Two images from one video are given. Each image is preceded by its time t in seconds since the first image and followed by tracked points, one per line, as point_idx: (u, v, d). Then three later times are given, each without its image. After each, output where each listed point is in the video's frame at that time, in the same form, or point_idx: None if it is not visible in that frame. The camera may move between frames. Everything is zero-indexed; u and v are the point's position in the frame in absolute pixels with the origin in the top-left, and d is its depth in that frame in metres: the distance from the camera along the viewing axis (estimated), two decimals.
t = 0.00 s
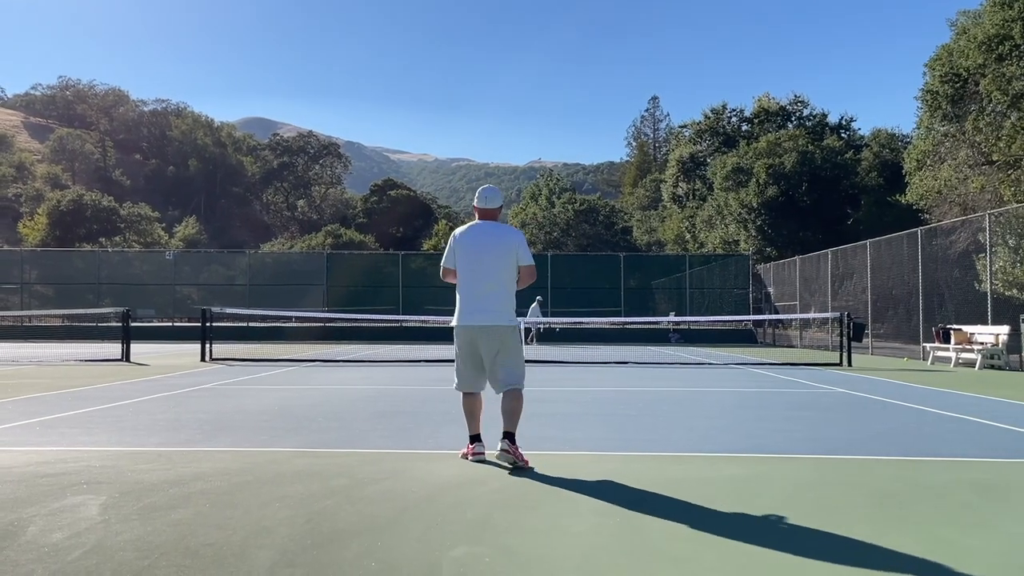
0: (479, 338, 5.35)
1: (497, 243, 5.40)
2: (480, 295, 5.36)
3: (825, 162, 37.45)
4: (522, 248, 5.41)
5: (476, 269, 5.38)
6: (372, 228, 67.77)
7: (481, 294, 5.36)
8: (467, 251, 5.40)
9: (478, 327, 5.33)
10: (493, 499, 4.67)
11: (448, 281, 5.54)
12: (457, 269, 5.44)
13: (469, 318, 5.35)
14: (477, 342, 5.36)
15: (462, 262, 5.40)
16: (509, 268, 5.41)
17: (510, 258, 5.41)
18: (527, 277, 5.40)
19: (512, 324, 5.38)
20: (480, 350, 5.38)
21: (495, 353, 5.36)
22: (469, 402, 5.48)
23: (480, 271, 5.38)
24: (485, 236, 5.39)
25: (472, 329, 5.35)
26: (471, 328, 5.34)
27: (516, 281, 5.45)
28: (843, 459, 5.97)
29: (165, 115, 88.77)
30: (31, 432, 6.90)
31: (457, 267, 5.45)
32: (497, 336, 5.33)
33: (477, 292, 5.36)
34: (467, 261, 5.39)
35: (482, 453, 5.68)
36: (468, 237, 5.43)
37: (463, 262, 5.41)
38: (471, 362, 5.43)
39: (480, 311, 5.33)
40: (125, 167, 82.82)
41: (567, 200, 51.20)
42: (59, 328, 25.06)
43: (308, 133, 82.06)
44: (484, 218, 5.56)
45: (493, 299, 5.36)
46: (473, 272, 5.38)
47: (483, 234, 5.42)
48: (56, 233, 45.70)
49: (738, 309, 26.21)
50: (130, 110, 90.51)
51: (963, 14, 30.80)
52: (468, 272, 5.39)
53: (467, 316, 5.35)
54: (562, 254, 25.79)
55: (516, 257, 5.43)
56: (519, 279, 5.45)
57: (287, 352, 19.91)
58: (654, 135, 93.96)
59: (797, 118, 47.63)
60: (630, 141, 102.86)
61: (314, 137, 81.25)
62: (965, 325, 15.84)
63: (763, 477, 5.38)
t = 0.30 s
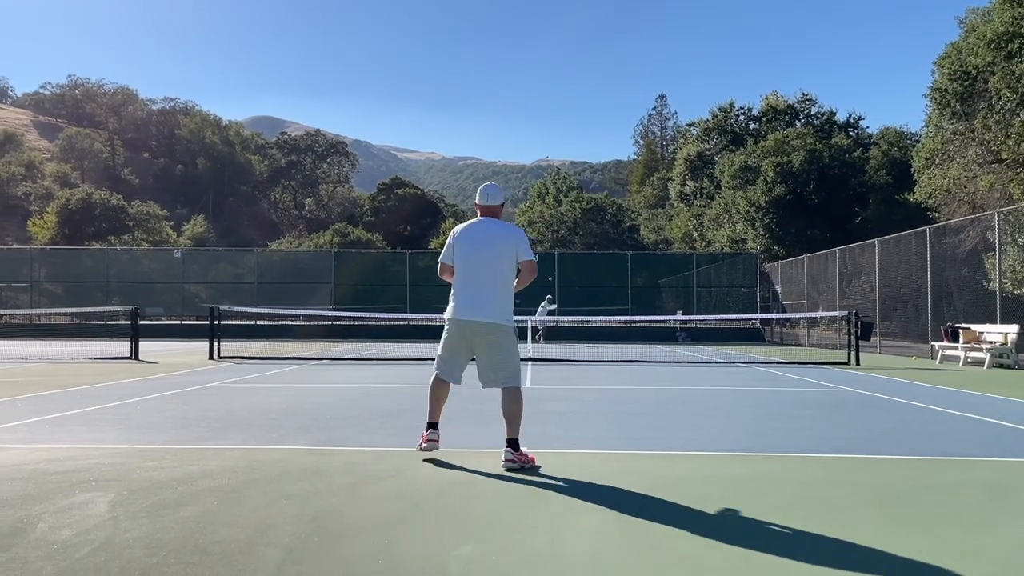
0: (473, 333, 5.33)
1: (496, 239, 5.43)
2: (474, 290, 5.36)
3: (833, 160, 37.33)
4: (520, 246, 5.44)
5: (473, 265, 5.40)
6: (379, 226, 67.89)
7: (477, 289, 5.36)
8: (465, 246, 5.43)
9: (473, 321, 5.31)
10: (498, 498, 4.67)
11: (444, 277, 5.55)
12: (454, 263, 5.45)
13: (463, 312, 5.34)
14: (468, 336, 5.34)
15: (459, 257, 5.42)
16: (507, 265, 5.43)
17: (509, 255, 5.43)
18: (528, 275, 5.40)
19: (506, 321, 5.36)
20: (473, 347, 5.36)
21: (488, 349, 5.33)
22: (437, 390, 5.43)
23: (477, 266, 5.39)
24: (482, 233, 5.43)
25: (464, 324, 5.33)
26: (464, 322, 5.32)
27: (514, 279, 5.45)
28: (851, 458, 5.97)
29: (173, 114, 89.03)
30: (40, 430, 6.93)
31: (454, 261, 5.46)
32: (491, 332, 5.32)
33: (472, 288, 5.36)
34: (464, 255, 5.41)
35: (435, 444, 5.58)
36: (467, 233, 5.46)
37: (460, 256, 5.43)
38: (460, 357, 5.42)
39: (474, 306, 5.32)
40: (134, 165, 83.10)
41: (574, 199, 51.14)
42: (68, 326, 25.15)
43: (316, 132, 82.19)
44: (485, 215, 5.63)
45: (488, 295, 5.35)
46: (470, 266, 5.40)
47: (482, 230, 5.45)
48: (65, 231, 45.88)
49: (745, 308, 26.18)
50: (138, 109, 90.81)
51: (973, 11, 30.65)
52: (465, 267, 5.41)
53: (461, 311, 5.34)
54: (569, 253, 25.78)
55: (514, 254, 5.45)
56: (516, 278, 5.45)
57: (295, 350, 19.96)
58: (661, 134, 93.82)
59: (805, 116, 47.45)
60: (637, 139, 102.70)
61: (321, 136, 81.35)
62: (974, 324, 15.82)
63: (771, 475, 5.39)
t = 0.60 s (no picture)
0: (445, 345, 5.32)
1: (457, 249, 5.37)
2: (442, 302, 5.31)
3: (844, 158, 37.15)
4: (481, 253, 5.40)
5: (437, 277, 5.34)
6: (389, 224, 68.00)
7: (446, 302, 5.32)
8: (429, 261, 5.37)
9: (444, 334, 5.29)
10: (507, 496, 4.66)
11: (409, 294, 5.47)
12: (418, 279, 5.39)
13: (433, 326, 5.30)
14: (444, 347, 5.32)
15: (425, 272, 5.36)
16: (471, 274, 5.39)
17: (472, 264, 5.39)
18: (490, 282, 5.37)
19: (477, 328, 5.36)
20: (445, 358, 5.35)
21: (462, 359, 5.34)
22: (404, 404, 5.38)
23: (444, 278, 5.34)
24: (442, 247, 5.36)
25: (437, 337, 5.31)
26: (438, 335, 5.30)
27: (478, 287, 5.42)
28: (862, 457, 5.95)
29: (185, 113, 89.37)
30: (53, 427, 6.96)
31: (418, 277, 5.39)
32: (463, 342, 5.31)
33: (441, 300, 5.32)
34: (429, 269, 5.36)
35: (407, 457, 5.50)
36: (426, 247, 5.40)
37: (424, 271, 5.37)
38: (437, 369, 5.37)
39: (446, 318, 5.30)
40: (145, 164, 83.44)
41: (584, 197, 51.07)
42: (80, 324, 25.27)
43: (326, 131, 82.32)
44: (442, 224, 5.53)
45: (455, 306, 5.32)
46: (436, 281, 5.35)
47: (442, 244, 5.39)
48: (77, 229, 46.11)
49: (756, 306, 26.13)
50: (149, 108, 91.19)
51: (985, 8, 30.40)
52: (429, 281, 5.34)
53: (431, 325, 5.30)
54: (578, 251, 25.76)
55: (476, 262, 5.41)
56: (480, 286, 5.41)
57: (305, 348, 20.00)
58: (672, 131, 93.56)
59: (817, 114, 47.16)
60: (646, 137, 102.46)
61: (331, 135, 81.43)
62: (986, 322, 15.72)
63: (782, 474, 5.37)
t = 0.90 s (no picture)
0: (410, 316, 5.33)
1: (417, 225, 5.44)
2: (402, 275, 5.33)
3: (859, 155, 36.95)
4: (440, 229, 5.47)
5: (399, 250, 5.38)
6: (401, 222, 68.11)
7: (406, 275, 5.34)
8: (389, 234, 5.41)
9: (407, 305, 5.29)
10: (521, 494, 4.67)
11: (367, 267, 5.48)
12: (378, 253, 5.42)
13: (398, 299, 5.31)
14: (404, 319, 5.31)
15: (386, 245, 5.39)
16: (429, 250, 5.45)
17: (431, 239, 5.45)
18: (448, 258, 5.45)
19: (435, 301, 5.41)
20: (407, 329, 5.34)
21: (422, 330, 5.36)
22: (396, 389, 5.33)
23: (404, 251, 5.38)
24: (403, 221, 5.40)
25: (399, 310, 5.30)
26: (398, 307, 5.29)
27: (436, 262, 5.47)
28: (877, 456, 5.92)
29: (198, 112, 89.79)
30: (69, 424, 7.01)
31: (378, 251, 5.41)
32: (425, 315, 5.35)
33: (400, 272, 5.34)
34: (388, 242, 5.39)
35: (411, 440, 5.44)
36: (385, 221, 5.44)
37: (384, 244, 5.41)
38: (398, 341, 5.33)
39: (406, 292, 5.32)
40: (159, 162, 83.89)
41: (596, 195, 51.01)
42: (95, 321, 25.45)
43: (339, 129, 82.51)
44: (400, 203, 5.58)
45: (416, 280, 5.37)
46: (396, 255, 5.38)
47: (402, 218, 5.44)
48: (92, 228, 46.40)
49: (769, 304, 26.04)
50: (163, 107, 91.66)
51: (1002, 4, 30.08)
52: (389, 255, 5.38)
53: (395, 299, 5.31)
54: (590, 250, 25.71)
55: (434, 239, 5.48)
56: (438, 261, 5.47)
57: (317, 346, 20.06)
58: (683, 129, 93.30)
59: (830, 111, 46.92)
60: (658, 134, 102.17)
61: (344, 133, 81.53)
62: (1003, 321, 15.60)
63: (796, 472, 5.35)
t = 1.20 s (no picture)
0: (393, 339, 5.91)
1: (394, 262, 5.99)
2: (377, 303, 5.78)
3: (875, 151, 36.68)
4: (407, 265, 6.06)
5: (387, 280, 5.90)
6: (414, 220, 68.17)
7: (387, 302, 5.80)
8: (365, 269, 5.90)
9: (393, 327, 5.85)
10: (538, 491, 4.67)
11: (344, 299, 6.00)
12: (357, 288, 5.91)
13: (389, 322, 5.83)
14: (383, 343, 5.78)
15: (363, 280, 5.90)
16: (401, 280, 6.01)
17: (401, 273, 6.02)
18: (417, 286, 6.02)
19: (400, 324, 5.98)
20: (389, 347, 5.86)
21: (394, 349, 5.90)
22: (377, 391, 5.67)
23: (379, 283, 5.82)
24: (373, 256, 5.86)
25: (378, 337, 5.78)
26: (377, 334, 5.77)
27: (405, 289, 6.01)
28: (895, 454, 5.89)
29: (212, 110, 90.17)
30: (87, 420, 7.06)
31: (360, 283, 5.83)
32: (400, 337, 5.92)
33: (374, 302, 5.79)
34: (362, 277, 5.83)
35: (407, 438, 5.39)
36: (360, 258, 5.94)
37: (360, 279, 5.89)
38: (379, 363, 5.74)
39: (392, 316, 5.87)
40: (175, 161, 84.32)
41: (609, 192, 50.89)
42: (111, 318, 25.63)
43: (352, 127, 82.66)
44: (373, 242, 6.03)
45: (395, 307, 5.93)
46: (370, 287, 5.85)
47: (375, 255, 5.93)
48: (108, 226, 46.69)
49: (784, 301, 25.91)
50: (178, 105, 92.10)
51: None
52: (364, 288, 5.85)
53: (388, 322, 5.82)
54: (603, 247, 25.67)
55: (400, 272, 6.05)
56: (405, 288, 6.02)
57: (332, 343, 20.11)
58: (697, 125, 93.01)
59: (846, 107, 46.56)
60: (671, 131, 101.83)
61: (357, 130, 81.71)
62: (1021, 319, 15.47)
63: (814, 470, 5.34)
